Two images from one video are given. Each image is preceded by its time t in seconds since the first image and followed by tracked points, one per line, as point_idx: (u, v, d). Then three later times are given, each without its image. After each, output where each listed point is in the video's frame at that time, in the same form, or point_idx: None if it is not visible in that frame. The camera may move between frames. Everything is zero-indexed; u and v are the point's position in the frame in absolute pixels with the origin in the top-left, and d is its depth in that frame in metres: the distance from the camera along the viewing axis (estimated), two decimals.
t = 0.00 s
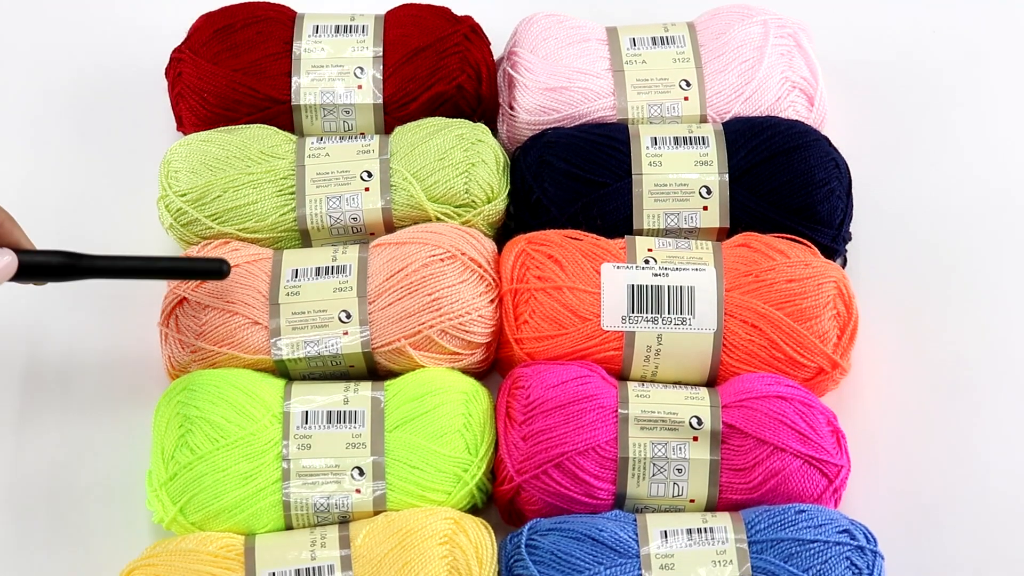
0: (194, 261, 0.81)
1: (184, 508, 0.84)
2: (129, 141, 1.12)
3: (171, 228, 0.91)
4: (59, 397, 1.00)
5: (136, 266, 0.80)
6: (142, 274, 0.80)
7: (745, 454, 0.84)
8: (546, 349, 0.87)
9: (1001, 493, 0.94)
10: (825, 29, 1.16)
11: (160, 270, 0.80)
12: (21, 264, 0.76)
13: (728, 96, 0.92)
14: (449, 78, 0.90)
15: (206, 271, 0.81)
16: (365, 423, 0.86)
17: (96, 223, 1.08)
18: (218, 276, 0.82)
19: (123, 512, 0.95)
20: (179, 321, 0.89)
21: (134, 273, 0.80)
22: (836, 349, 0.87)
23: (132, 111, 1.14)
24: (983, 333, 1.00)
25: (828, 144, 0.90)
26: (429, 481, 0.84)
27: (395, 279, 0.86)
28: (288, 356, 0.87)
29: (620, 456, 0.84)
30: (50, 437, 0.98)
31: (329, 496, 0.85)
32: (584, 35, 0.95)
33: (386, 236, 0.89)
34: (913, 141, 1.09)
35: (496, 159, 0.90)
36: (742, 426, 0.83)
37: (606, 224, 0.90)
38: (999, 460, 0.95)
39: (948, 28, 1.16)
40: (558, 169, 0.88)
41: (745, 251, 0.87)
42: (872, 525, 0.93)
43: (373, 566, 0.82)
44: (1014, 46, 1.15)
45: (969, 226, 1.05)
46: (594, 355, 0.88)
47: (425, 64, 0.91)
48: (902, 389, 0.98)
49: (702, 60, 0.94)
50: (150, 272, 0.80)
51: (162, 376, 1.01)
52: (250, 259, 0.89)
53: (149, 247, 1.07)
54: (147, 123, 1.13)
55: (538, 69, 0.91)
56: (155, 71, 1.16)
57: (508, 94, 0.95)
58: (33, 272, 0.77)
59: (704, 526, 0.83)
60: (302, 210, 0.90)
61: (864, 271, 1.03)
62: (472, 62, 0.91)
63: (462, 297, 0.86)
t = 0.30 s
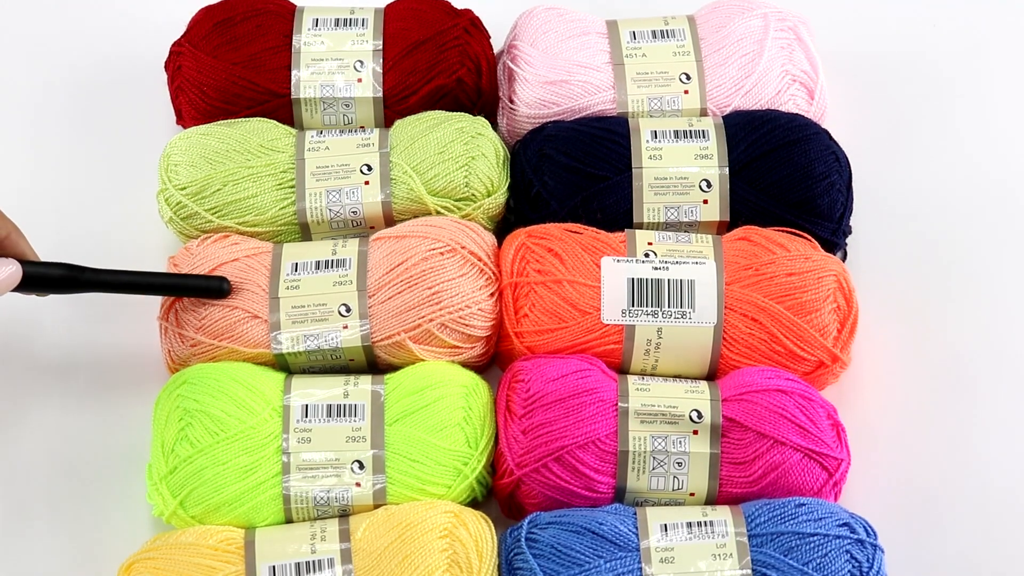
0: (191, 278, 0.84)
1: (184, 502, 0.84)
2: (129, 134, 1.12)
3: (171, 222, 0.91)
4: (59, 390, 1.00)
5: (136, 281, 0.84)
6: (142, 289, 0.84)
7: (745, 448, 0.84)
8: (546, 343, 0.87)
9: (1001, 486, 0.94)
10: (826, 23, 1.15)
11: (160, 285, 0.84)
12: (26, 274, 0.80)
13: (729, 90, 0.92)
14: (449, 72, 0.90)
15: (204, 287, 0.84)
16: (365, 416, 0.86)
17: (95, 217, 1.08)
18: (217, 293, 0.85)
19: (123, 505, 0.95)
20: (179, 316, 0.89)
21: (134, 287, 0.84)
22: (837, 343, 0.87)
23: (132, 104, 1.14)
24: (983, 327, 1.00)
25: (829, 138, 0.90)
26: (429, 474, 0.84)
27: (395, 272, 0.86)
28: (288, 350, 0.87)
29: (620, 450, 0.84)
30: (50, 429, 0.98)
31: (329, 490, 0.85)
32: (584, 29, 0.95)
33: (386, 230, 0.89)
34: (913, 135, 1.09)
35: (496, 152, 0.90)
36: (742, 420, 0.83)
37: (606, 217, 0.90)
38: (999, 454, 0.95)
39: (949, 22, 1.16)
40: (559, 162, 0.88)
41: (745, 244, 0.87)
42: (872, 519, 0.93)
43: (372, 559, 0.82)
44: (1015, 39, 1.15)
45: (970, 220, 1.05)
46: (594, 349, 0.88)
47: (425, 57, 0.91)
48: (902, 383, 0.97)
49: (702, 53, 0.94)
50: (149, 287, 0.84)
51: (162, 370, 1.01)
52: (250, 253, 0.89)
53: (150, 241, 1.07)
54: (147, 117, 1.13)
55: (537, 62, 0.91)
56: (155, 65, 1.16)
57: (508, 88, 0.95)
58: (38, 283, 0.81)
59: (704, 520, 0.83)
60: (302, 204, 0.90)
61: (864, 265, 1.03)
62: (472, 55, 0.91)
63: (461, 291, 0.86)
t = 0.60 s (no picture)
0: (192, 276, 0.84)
1: (184, 495, 0.84)
2: (129, 127, 1.12)
3: (171, 215, 0.91)
4: (59, 384, 1.00)
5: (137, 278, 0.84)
6: (143, 287, 0.84)
7: (745, 441, 0.84)
8: (546, 337, 0.87)
9: (1001, 481, 0.94)
10: (827, 16, 1.15)
11: (160, 284, 0.84)
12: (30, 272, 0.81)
13: (729, 83, 0.92)
14: (449, 65, 0.90)
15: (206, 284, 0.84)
16: (365, 409, 0.86)
17: (95, 211, 1.08)
18: (218, 291, 0.85)
19: (122, 498, 0.95)
20: (179, 310, 0.88)
21: (135, 285, 0.84)
22: (837, 336, 0.87)
23: (132, 98, 1.14)
24: (984, 322, 1.00)
25: (829, 131, 0.90)
26: (429, 468, 0.84)
27: (395, 266, 0.86)
28: (288, 343, 0.87)
29: (620, 443, 0.84)
30: (50, 422, 0.98)
31: (329, 483, 0.85)
32: (584, 22, 0.94)
33: (386, 224, 0.89)
34: (914, 129, 1.09)
35: (496, 146, 0.90)
36: (742, 413, 0.83)
37: (606, 211, 0.90)
38: (998, 448, 0.95)
39: (950, 16, 1.16)
40: (559, 156, 0.88)
41: (745, 238, 0.87)
42: (871, 512, 0.93)
43: (372, 553, 0.82)
44: (1016, 33, 1.15)
45: (970, 214, 1.05)
46: (594, 343, 0.88)
47: (425, 51, 0.91)
48: (902, 377, 0.97)
49: (702, 47, 0.94)
50: (152, 285, 0.84)
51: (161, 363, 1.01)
52: (250, 247, 0.89)
53: (149, 235, 1.07)
54: (146, 110, 1.13)
55: (537, 55, 0.91)
56: (154, 58, 1.16)
57: (508, 81, 0.95)
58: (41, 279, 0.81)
59: (704, 513, 0.83)
60: (302, 197, 0.89)
61: (864, 259, 1.03)
62: (472, 49, 0.90)
63: (461, 285, 0.86)
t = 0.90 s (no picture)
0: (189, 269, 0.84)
1: (183, 488, 0.84)
2: (128, 120, 1.12)
3: (170, 207, 0.91)
4: (58, 376, 1.00)
5: (136, 271, 0.84)
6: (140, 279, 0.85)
7: (745, 434, 0.84)
8: (546, 329, 0.87)
9: (1001, 473, 0.94)
10: (827, 9, 1.15)
11: (158, 276, 0.84)
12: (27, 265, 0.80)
13: (729, 76, 0.92)
14: (449, 57, 0.90)
15: (203, 277, 0.85)
16: (365, 402, 0.86)
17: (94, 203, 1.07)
18: (215, 284, 0.85)
19: (122, 492, 0.95)
20: (178, 302, 0.88)
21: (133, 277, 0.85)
22: (837, 329, 0.86)
23: (132, 90, 1.14)
24: (984, 314, 1.00)
25: (829, 124, 0.90)
26: (429, 460, 0.84)
27: (394, 258, 0.86)
28: (288, 336, 0.87)
29: (620, 436, 0.84)
30: (49, 414, 0.98)
31: (329, 476, 0.85)
32: (584, 14, 0.94)
33: (386, 216, 0.89)
34: (914, 122, 1.08)
35: (496, 138, 0.90)
36: (742, 406, 0.83)
37: (606, 203, 0.89)
38: (998, 440, 0.95)
39: (951, 9, 1.16)
40: (559, 148, 0.88)
41: (745, 230, 0.87)
42: (871, 505, 0.93)
43: (372, 545, 0.82)
44: (1016, 26, 1.15)
45: (970, 207, 1.05)
46: (595, 335, 0.88)
47: (424, 43, 0.91)
48: (902, 370, 0.97)
49: (702, 39, 0.94)
50: (149, 278, 0.84)
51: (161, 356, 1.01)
52: (249, 240, 0.89)
53: (148, 227, 1.07)
54: (146, 102, 1.13)
55: (537, 47, 0.91)
56: (154, 50, 1.16)
57: (508, 73, 0.95)
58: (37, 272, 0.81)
59: (704, 506, 0.83)
60: (302, 189, 0.89)
61: (864, 252, 1.03)
62: (471, 41, 0.90)
63: (461, 277, 0.86)
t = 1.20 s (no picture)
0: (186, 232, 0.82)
1: (184, 479, 0.84)
2: (128, 112, 1.12)
3: (170, 199, 0.91)
4: (59, 369, 1.00)
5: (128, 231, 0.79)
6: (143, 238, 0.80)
7: (745, 425, 0.84)
8: (546, 321, 0.87)
9: (1001, 465, 0.94)
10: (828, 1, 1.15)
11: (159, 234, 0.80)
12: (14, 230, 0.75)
13: (730, 67, 0.92)
14: (449, 49, 0.90)
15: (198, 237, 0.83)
16: (365, 393, 0.86)
17: (95, 195, 1.08)
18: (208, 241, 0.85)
19: (123, 484, 0.95)
20: (178, 293, 0.88)
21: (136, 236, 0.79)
22: (837, 320, 0.86)
23: (132, 82, 1.13)
24: (984, 307, 1.00)
25: (830, 116, 0.89)
26: (429, 452, 0.84)
27: (394, 250, 0.86)
28: (288, 327, 0.87)
29: (620, 428, 0.84)
30: (49, 408, 0.98)
31: (329, 467, 0.85)
32: (584, 5, 0.94)
33: (386, 208, 0.89)
34: (915, 114, 1.08)
35: (496, 129, 0.90)
36: (742, 397, 0.83)
37: (606, 194, 0.89)
38: (997, 433, 0.95)
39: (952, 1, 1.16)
40: (559, 140, 0.88)
41: (745, 222, 0.87)
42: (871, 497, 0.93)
43: (372, 537, 0.82)
44: (1018, 19, 1.15)
45: (971, 199, 1.04)
46: (595, 327, 0.88)
47: (424, 34, 0.91)
48: (902, 362, 0.97)
49: (703, 31, 0.94)
50: (145, 238, 0.80)
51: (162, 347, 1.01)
52: (249, 231, 0.89)
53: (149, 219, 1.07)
54: (146, 94, 1.13)
55: (538, 39, 0.91)
56: (154, 42, 1.16)
57: (508, 65, 0.95)
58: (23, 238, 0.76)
59: (704, 497, 0.83)
60: (302, 181, 0.89)
61: (865, 244, 1.03)
62: (472, 32, 0.90)
63: (461, 269, 0.86)
